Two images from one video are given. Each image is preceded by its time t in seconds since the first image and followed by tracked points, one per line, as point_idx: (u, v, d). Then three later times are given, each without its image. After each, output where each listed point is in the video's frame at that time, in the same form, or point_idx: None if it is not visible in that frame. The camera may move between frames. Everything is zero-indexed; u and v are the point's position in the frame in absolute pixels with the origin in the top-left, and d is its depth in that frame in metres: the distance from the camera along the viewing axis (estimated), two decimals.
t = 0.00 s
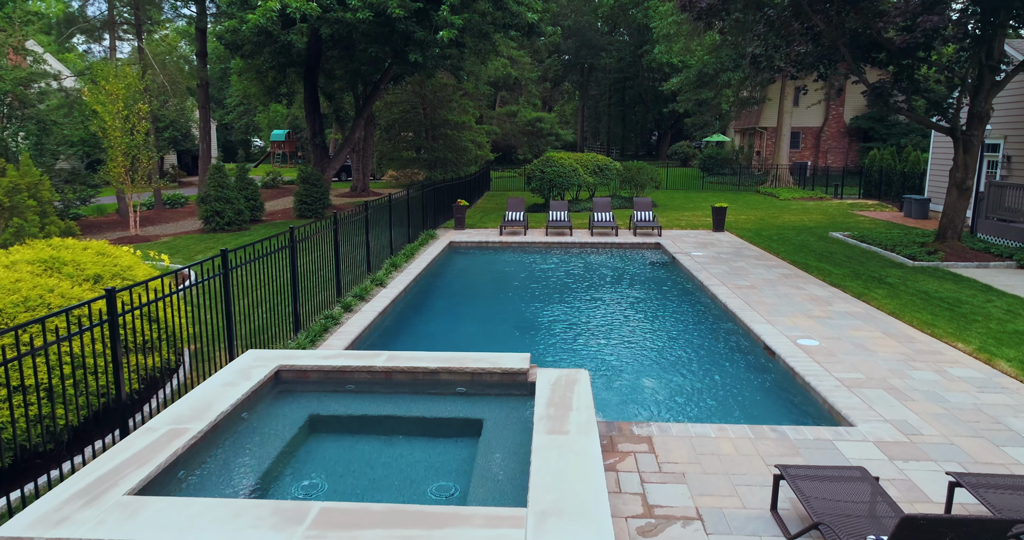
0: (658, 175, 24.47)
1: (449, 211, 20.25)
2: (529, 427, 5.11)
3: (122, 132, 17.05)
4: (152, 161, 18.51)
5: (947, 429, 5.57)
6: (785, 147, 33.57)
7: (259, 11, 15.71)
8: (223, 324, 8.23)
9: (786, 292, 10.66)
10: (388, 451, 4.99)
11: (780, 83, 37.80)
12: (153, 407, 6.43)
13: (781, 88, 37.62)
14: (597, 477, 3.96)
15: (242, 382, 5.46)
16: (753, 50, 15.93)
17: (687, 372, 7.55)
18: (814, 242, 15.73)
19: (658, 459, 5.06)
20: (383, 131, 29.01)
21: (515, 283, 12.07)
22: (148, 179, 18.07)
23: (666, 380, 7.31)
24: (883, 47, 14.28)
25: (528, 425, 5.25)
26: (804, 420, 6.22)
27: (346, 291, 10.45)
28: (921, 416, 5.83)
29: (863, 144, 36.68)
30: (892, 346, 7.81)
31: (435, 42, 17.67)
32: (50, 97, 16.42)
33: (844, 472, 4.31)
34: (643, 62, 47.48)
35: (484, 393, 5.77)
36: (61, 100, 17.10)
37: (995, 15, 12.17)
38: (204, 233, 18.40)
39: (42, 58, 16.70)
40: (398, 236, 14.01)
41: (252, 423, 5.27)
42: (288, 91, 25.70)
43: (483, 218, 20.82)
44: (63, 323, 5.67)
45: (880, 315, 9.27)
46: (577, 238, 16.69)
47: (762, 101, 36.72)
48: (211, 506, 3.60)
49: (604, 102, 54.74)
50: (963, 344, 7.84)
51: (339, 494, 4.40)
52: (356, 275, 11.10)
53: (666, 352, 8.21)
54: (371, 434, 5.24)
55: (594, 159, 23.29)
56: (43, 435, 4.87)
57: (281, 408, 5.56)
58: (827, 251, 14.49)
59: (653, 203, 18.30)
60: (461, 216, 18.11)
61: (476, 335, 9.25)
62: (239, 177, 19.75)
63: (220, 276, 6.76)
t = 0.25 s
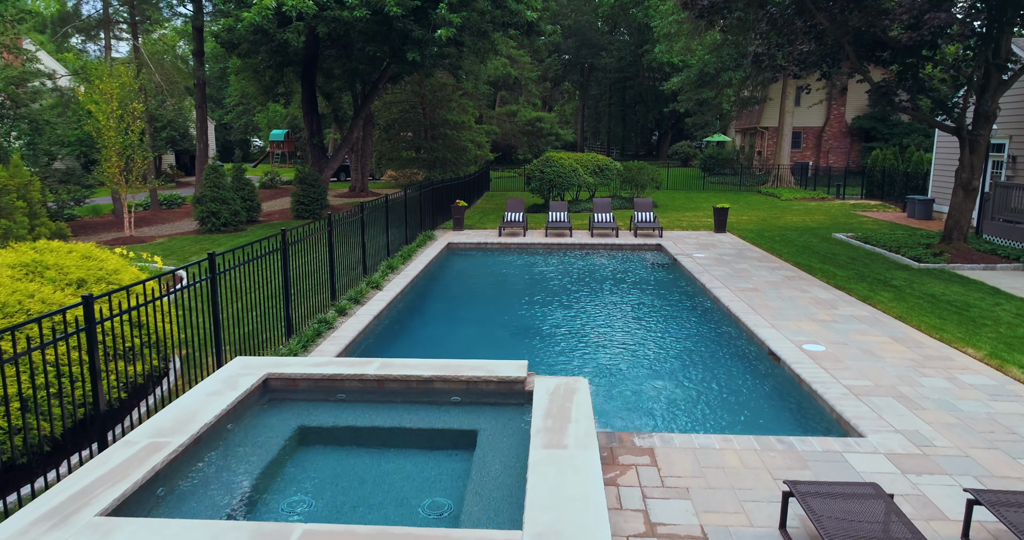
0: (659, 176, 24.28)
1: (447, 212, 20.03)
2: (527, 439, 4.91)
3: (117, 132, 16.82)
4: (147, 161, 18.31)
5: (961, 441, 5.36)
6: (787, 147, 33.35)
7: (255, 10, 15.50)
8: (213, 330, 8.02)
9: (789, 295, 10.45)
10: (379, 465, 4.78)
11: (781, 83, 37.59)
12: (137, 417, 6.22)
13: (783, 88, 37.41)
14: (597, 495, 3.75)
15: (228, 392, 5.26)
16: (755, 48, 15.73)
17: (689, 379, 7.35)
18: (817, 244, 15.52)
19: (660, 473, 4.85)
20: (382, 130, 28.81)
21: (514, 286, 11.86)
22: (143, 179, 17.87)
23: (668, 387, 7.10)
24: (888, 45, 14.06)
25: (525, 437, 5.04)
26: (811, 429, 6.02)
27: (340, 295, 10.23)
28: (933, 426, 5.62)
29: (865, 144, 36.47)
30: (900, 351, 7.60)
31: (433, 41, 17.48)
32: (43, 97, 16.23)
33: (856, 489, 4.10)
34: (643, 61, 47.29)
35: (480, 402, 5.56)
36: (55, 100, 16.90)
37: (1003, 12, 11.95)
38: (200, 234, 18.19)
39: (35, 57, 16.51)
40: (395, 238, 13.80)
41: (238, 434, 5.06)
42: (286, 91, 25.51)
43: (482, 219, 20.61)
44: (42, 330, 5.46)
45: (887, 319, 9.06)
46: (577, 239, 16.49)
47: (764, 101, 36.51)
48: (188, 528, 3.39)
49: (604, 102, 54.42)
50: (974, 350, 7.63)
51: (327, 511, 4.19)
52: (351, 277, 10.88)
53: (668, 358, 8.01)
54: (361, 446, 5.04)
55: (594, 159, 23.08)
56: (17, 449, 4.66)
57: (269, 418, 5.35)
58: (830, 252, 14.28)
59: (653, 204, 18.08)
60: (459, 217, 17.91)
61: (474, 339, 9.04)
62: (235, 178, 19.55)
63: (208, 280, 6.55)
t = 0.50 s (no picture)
0: (659, 176, 24.07)
1: (446, 213, 19.79)
2: (524, 453, 4.69)
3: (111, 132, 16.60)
4: (141, 162, 18.09)
5: (977, 453, 5.14)
6: (788, 147, 33.14)
7: (250, 8, 15.30)
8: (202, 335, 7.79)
9: (793, 298, 10.24)
10: (368, 481, 4.55)
11: (782, 82, 37.39)
12: (120, 427, 5.98)
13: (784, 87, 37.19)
14: (598, 517, 3.53)
15: (212, 402, 5.04)
16: (758, 47, 15.51)
17: (692, 386, 7.12)
18: (821, 245, 15.30)
19: (663, 489, 4.63)
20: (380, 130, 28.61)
21: (513, 289, 11.63)
22: (137, 180, 17.64)
23: (672, 395, 6.88)
24: (892, 43, 13.84)
25: (522, 450, 4.82)
26: (821, 439, 5.79)
27: (335, 299, 9.99)
28: (947, 437, 5.40)
29: (867, 144, 36.26)
30: (909, 358, 7.38)
31: (431, 39, 17.29)
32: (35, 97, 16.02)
33: (869, 509, 3.88)
34: (644, 61, 47.11)
35: (476, 413, 5.34)
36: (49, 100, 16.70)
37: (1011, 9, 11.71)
38: (195, 235, 17.97)
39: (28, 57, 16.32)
40: (392, 239, 13.57)
41: (221, 449, 4.84)
42: (283, 90, 25.29)
43: (481, 219, 20.40)
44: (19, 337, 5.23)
45: (895, 323, 8.84)
46: (577, 240, 16.27)
47: (765, 101, 36.33)
48: None
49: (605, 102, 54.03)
50: (985, 356, 7.41)
51: (313, 532, 3.97)
52: (346, 279, 10.63)
53: (670, 364, 7.79)
54: (351, 460, 4.82)
55: (595, 159, 22.85)
56: None
57: (255, 431, 5.13)
58: (833, 254, 14.07)
59: (654, 205, 17.86)
60: (458, 218, 17.68)
61: (472, 344, 8.80)
62: (231, 179, 19.35)
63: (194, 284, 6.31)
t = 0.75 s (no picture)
0: (660, 177, 23.84)
1: (445, 214, 19.54)
2: (521, 469, 4.47)
3: (104, 133, 16.42)
4: (136, 163, 17.90)
5: (996, 468, 4.91)
6: (790, 147, 32.93)
7: (245, 6, 15.13)
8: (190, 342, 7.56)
9: (798, 302, 10.01)
10: (357, 499, 4.33)
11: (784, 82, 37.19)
12: (101, 440, 5.73)
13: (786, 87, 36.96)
14: None
15: (195, 415, 4.82)
16: (762, 46, 15.30)
17: (696, 394, 6.90)
18: (825, 247, 15.08)
19: (667, 507, 4.40)
20: (379, 130, 28.42)
21: (512, 292, 11.40)
22: (131, 181, 17.45)
23: (675, 404, 6.65)
24: (898, 41, 13.62)
25: (519, 466, 4.60)
26: (831, 451, 5.57)
27: (329, 302, 9.72)
28: (963, 451, 5.18)
29: (869, 144, 36.03)
30: (919, 365, 7.15)
31: (429, 38, 17.08)
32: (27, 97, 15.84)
33: (887, 532, 3.64)
34: (645, 61, 46.92)
35: (471, 426, 5.12)
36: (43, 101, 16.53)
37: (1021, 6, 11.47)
38: (191, 236, 17.75)
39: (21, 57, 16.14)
40: (388, 241, 13.33)
41: (204, 464, 4.62)
42: (281, 90, 25.09)
43: (480, 220, 20.17)
44: None
45: (903, 329, 8.62)
46: (577, 242, 16.05)
47: (766, 101, 36.12)
48: None
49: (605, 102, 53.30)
50: (998, 364, 7.18)
51: None
52: (342, 282, 10.38)
53: (673, 371, 7.56)
54: (340, 476, 4.59)
55: (595, 160, 22.61)
56: None
57: (240, 445, 4.91)
58: (838, 256, 13.84)
59: (656, 206, 17.61)
60: (457, 219, 17.45)
61: (470, 349, 8.58)
62: (228, 180, 19.15)
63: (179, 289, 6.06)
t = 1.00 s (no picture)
0: (661, 177, 23.62)
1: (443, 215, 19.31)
2: (519, 487, 4.25)
3: (98, 134, 16.23)
4: (130, 163, 17.71)
5: (1016, 484, 4.69)
6: (792, 147, 32.70)
7: (241, 4, 15.05)
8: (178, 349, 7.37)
9: (804, 306, 9.78)
10: (345, 518, 4.11)
11: (785, 82, 36.98)
12: (80, 454, 5.49)
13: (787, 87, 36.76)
14: None
15: (177, 429, 4.60)
16: (765, 44, 15.09)
17: (700, 403, 6.68)
18: (829, 249, 14.85)
19: (672, 526, 4.18)
20: (378, 130, 28.21)
21: (511, 295, 11.17)
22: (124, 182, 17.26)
23: (678, 414, 6.43)
24: (904, 40, 13.40)
25: (516, 483, 4.38)
26: (841, 465, 5.35)
27: (324, 307, 9.44)
28: (981, 465, 4.96)
29: (871, 144, 35.79)
30: (930, 372, 6.93)
31: (428, 37, 16.86)
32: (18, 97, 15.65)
33: None
34: (645, 60, 46.74)
35: (466, 439, 4.90)
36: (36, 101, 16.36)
37: None
38: (185, 238, 17.54)
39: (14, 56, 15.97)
40: (385, 243, 13.10)
41: (186, 481, 4.40)
42: (279, 90, 24.84)
43: (479, 221, 19.96)
44: None
45: (912, 334, 8.39)
46: (577, 243, 15.83)
47: (768, 101, 35.90)
48: None
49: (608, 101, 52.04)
50: (1012, 372, 6.96)
51: None
52: (336, 285, 10.12)
53: (676, 379, 7.34)
54: (329, 494, 4.37)
55: (596, 160, 22.37)
56: None
57: (225, 460, 4.69)
58: (842, 259, 13.61)
59: (657, 207, 17.28)
60: (455, 220, 17.23)
61: (467, 355, 8.36)
62: (224, 180, 18.95)
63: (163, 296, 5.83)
